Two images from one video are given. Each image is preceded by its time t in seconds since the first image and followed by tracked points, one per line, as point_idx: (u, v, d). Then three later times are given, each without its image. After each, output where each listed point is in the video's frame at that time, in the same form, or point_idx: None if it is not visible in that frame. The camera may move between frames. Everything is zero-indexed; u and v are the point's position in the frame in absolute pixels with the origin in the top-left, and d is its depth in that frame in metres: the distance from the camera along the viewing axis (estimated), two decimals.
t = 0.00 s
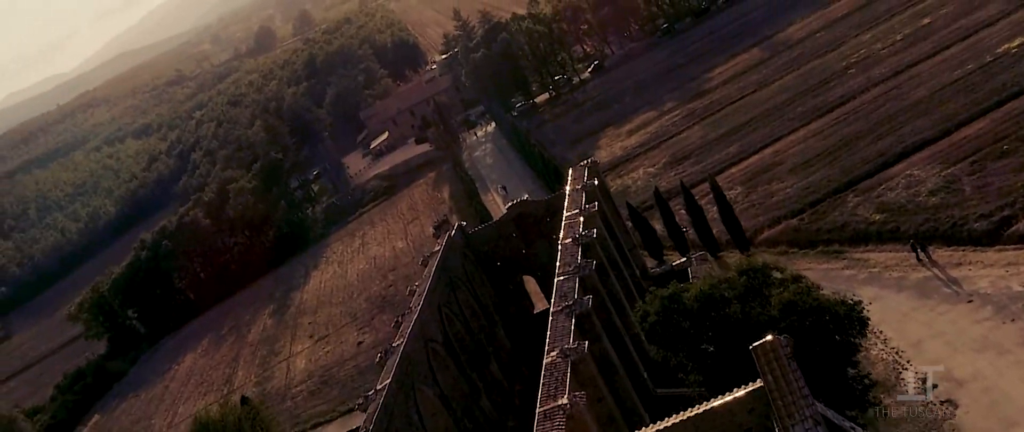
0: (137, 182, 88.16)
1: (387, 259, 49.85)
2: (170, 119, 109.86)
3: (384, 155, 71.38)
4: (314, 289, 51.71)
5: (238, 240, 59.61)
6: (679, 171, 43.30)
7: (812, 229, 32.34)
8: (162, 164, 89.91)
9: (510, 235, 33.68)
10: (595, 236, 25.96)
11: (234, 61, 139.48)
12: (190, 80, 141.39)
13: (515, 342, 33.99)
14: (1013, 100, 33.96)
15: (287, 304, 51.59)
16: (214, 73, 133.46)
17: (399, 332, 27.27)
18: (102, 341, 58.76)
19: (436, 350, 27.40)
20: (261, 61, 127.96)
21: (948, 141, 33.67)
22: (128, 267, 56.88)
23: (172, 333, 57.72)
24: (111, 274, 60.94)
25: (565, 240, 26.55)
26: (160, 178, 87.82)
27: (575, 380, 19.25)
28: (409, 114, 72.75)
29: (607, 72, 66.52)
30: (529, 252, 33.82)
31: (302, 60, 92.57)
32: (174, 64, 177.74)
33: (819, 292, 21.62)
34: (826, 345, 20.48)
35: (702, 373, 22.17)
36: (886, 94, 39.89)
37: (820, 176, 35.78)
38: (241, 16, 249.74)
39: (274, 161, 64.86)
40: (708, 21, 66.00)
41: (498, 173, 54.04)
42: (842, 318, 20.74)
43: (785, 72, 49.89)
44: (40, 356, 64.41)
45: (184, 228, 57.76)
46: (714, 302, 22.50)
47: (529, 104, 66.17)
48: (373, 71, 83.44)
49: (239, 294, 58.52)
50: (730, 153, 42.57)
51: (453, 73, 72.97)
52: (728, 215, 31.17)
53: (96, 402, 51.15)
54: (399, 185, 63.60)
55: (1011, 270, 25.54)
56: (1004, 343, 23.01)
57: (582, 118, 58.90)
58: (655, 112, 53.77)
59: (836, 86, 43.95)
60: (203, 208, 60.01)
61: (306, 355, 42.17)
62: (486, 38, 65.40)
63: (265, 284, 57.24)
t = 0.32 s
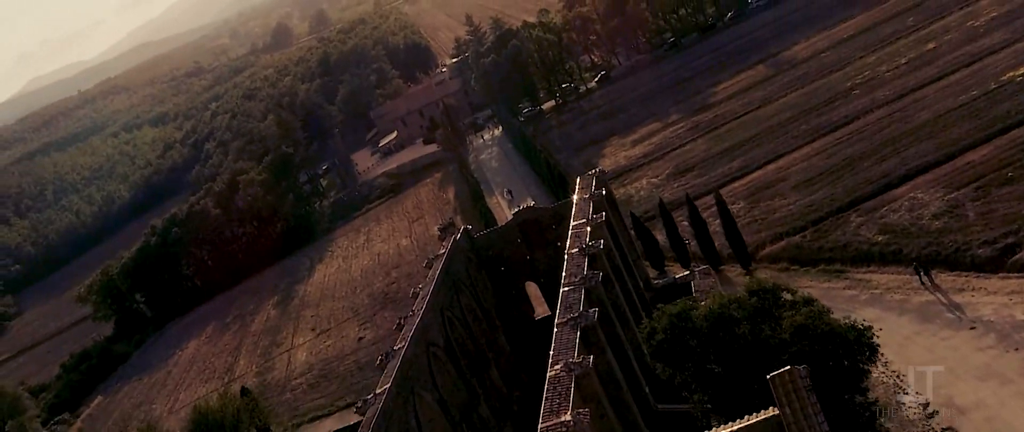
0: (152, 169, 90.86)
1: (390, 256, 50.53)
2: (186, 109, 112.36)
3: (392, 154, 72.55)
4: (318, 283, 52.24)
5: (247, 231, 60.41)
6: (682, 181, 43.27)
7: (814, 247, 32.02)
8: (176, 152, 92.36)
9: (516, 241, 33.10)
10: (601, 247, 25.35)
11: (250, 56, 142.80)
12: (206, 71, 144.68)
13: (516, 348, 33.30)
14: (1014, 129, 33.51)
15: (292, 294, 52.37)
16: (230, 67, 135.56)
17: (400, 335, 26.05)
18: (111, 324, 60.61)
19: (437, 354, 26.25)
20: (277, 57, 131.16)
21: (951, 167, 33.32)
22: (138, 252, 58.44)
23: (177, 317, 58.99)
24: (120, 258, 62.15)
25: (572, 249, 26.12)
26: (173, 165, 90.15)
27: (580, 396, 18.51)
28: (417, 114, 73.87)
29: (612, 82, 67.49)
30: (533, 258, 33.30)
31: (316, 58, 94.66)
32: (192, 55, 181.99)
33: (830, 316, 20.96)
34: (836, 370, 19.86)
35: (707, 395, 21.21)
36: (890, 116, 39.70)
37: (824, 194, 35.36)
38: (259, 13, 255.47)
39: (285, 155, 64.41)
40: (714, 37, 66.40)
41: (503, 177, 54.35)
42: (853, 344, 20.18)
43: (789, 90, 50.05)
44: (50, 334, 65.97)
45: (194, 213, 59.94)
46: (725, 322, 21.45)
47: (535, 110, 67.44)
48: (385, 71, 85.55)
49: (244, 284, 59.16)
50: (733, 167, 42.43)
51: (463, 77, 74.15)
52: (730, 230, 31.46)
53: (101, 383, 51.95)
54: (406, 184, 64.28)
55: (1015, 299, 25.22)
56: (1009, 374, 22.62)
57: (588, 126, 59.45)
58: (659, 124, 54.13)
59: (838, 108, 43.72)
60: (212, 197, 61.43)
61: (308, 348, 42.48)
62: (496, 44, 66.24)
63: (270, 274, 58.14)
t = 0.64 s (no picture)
0: (166, 157, 94.19)
1: (393, 254, 51.03)
2: (204, 102, 114.69)
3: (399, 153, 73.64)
4: (320, 277, 52.69)
5: (254, 222, 61.27)
6: (683, 193, 43.59)
7: (815, 265, 31.75)
8: (191, 142, 95.80)
9: (519, 247, 32.39)
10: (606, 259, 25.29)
11: (268, 53, 146.05)
12: (225, 64, 147.93)
13: (517, 356, 32.82)
14: (1016, 157, 33.26)
15: (294, 287, 53.05)
16: (247, 63, 137.73)
17: (400, 338, 25.28)
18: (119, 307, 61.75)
19: (437, 360, 25.49)
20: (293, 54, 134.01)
21: (951, 191, 33.10)
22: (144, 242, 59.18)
23: (183, 301, 59.89)
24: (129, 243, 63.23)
25: (576, 260, 25.98)
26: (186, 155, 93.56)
27: (582, 414, 17.97)
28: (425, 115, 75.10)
29: (617, 93, 68.20)
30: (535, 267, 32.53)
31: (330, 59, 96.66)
32: (212, 49, 186.21)
33: (841, 343, 19.42)
34: (846, 400, 18.42)
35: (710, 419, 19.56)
36: (892, 138, 39.65)
37: (823, 212, 35.37)
38: (279, 12, 260.75)
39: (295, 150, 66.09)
40: (716, 54, 67.51)
41: (507, 181, 54.80)
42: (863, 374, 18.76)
43: (791, 108, 50.28)
44: (59, 313, 67.37)
45: (205, 203, 61.08)
46: (732, 344, 19.84)
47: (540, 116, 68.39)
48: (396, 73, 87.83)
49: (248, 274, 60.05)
50: (735, 182, 42.50)
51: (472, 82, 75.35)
52: (732, 245, 31.79)
53: (106, 364, 52.92)
54: (411, 184, 64.92)
55: (1017, 328, 24.58)
56: (1011, 405, 21.79)
57: (591, 135, 59.92)
58: (663, 136, 54.32)
59: (840, 128, 43.81)
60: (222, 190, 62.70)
61: (307, 342, 42.86)
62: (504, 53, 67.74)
63: (275, 266, 58.91)
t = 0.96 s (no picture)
0: (181, 146, 96.87)
1: (395, 251, 51.58)
2: (220, 97, 116.92)
3: (406, 153, 74.79)
4: (323, 271, 53.23)
5: (262, 213, 62.51)
6: (682, 204, 44.08)
7: (813, 284, 31.93)
8: (206, 133, 98.53)
9: (521, 254, 31.63)
10: (610, 271, 24.43)
11: (284, 50, 149.00)
12: (242, 60, 150.94)
13: (513, 363, 32.06)
14: (1017, 184, 33.42)
15: (297, 278, 53.75)
16: (263, 60, 139.85)
17: (398, 343, 23.80)
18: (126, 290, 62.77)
19: (434, 367, 24.27)
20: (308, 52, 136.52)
21: (951, 216, 33.26)
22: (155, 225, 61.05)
23: (192, 286, 61.05)
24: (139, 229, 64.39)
25: (578, 272, 25.25)
26: (201, 145, 96.32)
27: None
28: (433, 116, 76.42)
29: (622, 102, 68.95)
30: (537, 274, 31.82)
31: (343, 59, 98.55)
32: (230, 44, 189.99)
33: (853, 373, 18.55)
34: None
35: None
36: (894, 160, 39.93)
37: (822, 230, 35.67)
38: (297, 12, 265.55)
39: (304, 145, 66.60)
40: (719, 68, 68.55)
41: (509, 184, 55.61)
42: (874, 406, 17.86)
43: (790, 125, 50.67)
44: (68, 295, 68.64)
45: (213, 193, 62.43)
46: (739, 369, 19.09)
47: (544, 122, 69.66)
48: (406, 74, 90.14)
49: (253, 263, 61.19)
50: (735, 196, 42.80)
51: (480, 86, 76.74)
52: (731, 259, 32.12)
53: (110, 346, 53.69)
54: (415, 183, 65.63)
55: (1017, 358, 24.42)
56: None
57: (596, 143, 60.46)
58: (665, 147, 54.67)
59: (841, 147, 44.07)
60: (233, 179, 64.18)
61: (307, 336, 43.28)
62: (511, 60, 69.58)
63: (279, 257, 59.76)
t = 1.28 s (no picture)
0: (195, 137, 99.12)
1: (397, 248, 52.27)
2: (235, 92, 119.00)
3: (412, 152, 76.09)
4: (327, 265, 54.01)
5: (269, 205, 63.17)
6: (681, 215, 44.53)
7: (809, 302, 32.16)
8: (220, 123, 101.15)
9: (520, 261, 31.49)
10: (610, 286, 24.65)
11: (299, 47, 151.51)
12: (257, 55, 153.56)
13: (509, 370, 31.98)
14: (1015, 212, 33.66)
15: (300, 270, 54.54)
16: (278, 57, 142.09)
17: (392, 350, 23.62)
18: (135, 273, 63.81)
19: (428, 376, 23.98)
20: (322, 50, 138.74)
21: (950, 240, 33.43)
22: (164, 213, 61.72)
23: (198, 273, 62.12)
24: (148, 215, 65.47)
25: (578, 285, 25.46)
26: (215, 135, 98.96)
27: None
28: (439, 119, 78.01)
29: (625, 113, 69.72)
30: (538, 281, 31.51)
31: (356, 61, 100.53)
32: (247, 39, 193.16)
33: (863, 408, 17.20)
34: None
35: None
36: (893, 181, 40.25)
37: (819, 248, 36.01)
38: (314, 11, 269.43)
39: (313, 138, 66.53)
40: (721, 84, 69.53)
41: (511, 188, 56.26)
42: None
43: (788, 143, 51.06)
44: (76, 276, 69.79)
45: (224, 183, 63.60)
46: (741, 397, 17.99)
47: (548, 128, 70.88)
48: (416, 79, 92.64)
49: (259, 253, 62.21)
50: (733, 210, 43.21)
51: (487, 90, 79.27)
52: (729, 273, 32.50)
53: (115, 329, 54.55)
54: (419, 183, 66.47)
55: (1016, 388, 24.32)
56: None
57: (598, 152, 61.13)
58: (666, 158, 55.19)
59: (839, 167, 44.44)
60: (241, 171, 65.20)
61: (307, 329, 43.83)
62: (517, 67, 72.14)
63: (283, 249, 60.67)
